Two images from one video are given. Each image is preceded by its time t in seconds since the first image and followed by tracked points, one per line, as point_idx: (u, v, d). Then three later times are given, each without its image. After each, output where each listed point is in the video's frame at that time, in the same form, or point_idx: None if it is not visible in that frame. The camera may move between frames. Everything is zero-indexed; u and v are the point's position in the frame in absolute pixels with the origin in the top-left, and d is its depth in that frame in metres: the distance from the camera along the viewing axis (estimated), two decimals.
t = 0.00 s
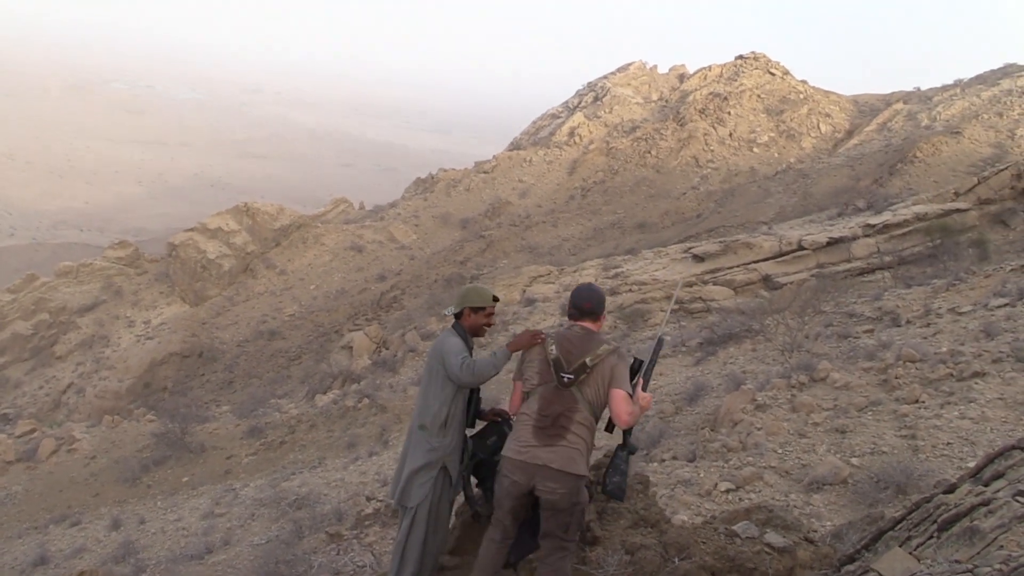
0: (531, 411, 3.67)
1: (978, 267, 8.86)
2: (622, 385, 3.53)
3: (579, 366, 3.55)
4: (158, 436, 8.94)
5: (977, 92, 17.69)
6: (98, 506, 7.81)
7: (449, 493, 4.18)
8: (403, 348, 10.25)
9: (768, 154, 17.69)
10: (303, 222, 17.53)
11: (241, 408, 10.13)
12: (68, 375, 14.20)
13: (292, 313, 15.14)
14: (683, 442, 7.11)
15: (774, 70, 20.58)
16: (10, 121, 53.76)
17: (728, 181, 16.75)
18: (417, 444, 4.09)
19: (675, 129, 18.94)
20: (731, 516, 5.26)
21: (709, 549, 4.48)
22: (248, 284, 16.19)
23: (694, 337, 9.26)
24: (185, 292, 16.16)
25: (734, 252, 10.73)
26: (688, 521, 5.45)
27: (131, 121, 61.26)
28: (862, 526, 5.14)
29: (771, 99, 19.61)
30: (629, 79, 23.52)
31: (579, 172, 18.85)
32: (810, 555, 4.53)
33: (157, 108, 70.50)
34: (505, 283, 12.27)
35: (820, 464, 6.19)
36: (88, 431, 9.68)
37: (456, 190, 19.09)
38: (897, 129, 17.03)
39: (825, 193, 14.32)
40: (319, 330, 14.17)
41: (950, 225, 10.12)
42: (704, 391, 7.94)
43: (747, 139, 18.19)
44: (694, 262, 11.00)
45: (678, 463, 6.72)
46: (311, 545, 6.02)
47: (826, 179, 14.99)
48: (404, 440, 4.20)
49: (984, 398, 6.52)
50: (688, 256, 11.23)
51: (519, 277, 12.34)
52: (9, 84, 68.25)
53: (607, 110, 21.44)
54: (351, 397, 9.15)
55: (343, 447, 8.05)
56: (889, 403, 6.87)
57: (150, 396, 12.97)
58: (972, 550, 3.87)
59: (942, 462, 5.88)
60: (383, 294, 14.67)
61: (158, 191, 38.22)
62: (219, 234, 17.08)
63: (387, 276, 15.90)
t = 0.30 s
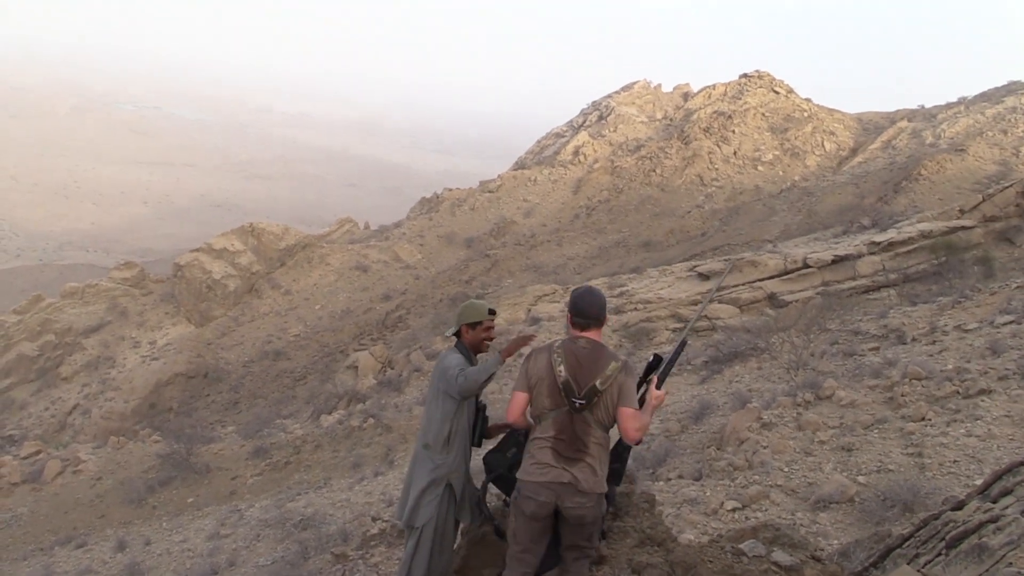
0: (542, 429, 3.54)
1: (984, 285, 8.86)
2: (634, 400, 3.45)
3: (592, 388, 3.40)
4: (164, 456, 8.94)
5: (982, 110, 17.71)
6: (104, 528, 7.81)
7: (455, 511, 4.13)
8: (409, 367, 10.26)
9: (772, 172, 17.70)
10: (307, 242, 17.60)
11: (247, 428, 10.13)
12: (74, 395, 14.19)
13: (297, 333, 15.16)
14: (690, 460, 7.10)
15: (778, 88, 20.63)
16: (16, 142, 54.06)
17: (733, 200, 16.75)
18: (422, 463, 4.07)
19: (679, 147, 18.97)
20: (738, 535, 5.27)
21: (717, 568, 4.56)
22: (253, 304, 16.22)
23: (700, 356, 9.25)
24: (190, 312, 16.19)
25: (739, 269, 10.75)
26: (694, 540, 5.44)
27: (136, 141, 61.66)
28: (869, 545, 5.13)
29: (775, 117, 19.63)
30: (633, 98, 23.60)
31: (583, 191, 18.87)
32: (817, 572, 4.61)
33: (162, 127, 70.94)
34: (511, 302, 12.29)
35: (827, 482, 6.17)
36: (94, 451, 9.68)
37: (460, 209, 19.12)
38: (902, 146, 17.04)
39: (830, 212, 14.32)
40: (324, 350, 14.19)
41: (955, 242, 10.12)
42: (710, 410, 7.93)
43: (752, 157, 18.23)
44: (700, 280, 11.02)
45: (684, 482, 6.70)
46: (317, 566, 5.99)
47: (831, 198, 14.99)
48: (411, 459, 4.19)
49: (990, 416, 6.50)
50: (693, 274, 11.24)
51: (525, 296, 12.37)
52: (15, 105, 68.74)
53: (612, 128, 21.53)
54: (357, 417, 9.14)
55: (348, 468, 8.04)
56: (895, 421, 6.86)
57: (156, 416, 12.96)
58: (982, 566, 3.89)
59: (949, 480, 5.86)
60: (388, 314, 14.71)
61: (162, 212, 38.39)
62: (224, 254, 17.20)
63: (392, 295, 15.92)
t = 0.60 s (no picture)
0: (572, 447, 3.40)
1: (985, 292, 8.87)
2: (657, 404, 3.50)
3: (627, 401, 3.37)
4: (167, 469, 8.94)
5: (982, 117, 17.75)
6: (106, 541, 7.80)
7: (455, 526, 4.07)
8: (411, 378, 10.26)
9: (773, 180, 17.70)
10: (308, 253, 17.62)
11: (250, 441, 10.13)
12: (75, 408, 14.17)
13: (299, 344, 15.17)
14: (692, 470, 7.10)
15: (778, 97, 20.67)
16: (17, 154, 54.14)
17: (734, 209, 16.76)
18: (420, 475, 4.03)
19: (680, 157, 19.00)
20: (741, 543, 5.30)
21: None
22: (255, 315, 16.23)
23: (702, 365, 9.26)
24: (191, 323, 16.18)
25: (741, 279, 10.76)
26: (697, 549, 5.45)
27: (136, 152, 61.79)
28: (872, 553, 5.12)
29: (776, 126, 19.65)
30: (633, 107, 23.63)
31: (584, 202, 18.88)
32: None
33: (162, 138, 71.11)
34: (513, 313, 12.30)
35: (829, 491, 6.18)
36: (97, 465, 9.68)
37: (461, 220, 19.12)
38: (902, 155, 17.04)
39: (831, 220, 14.32)
40: (326, 361, 14.19)
41: (956, 250, 10.13)
42: (712, 419, 7.93)
43: (752, 166, 18.25)
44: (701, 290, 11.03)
45: (687, 491, 6.71)
46: None
47: (832, 206, 15.00)
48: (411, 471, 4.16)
49: (992, 423, 6.51)
50: (695, 284, 11.26)
51: (526, 307, 12.38)
52: (15, 117, 68.90)
53: (612, 138, 21.56)
54: (359, 428, 9.14)
55: (351, 479, 8.04)
56: (897, 429, 6.86)
57: (158, 429, 12.96)
58: (987, 573, 3.93)
59: (951, 487, 5.87)
60: (390, 325, 14.72)
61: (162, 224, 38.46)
62: (225, 266, 17.28)
63: (393, 306, 15.91)
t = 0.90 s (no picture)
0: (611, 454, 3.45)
1: (980, 293, 8.89)
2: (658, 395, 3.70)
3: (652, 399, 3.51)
4: (163, 476, 8.92)
5: (976, 118, 17.79)
6: (103, 547, 7.78)
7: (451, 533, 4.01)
8: (408, 382, 10.25)
9: (769, 183, 17.72)
10: (304, 258, 17.61)
11: (247, 446, 10.11)
12: (72, 414, 14.13)
13: (295, 349, 15.15)
14: (690, 472, 7.10)
15: (773, 99, 20.69)
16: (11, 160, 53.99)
17: (729, 211, 16.77)
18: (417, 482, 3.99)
19: (675, 159, 19.02)
20: (739, 544, 5.34)
21: None
22: (251, 320, 16.21)
23: (699, 366, 9.26)
24: (187, 329, 16.16)
25: (737, 280, 10.77)
26: (695, 551, 5.46)
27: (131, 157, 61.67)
28: (870, 553, 5.13)
29: (771, 127, 19.66)
30: (628, 110, 23.65)
31: (580, 205, 18.88)
32: None
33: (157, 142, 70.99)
34: (509, 316, 12.29)
35: (826, 491, 6.20)
36: (93, 471, 9.65)
37: (458, 224, 19.12)
38: (897, 156, 17.07)
39: (826, 222, 14.34)
40: (322, 365, 14.18)
41: (951, 250, 10.15)
42: (709, 421, 7.94)
43: (748, 168, 18.27)
44: (697, 292, 11.04)
45: (684, 493, 6.71)
46: None
47: (827, 208, 15.01)
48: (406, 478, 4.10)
49: (988, 423, 6.52)
50: (691, 286, 11.26)
51: (523, 310, 12.38)
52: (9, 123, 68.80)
53: (608, 141, 21.58)
54: (356, 432, 9.13)
55: (348, 483, 8.03)
56: (894, 430, 6.87)
57: (154, 434, 12.92)
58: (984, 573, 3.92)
59: (949, 487, 5.88)
60: (387, 329, 14.71)
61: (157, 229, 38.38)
62: (221, 271, 17.24)
63: (390, 310, 15.90)
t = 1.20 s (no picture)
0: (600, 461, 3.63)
1: (972, 291, 8.93)
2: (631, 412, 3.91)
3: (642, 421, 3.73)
4: (157, 479, 8.90)
5: (966, 117, 17.85)
6: (97, 552, 7.76)
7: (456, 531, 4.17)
8: (401, 384, 10.24)
9: (761, 183, 17.76)
10: (297, 261, 17.59)
11: (240, 449, 10.09)
12: (64, 419, 14.07)
13: (289, 352, 15.14)
14: (684, 472, 7.11)
15: (764, 99, 20.75)
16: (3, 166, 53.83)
17: (721, 211, 16.80)
18: (417, 487, 4.08)
19: (667, 160, 19.06)
20: (734, 544, 5.35)
21: None
22: (244, 324, 16.19)
23: (692, 366, 9.26)
24: (180, 334, 16.13)
25: (730, 280, 10.78)
26: (690, 551, 5.46)
27: (124, 162, 61.53)
28: (864, 552, 5.13)
29: (762, 127, 19.70)
30: (620, 112, 23.69)
31: (572, 206, 18.90)
32: None
33: (150, 147, 70.87)
34: (502, 318, 12.30)
35: (821, 490, 6.20)
36: (86, 475, 9.62)
37: (451, 226, 19.12)
38: (888, 155, 17.12)
39: (818, 221, 14.37)
40: (315, 368, 14.17)
41: (943, 249, 10.19)
42: (703, 421, 7.94)
43: (739, 168, 18.31)
44: (690, 292, 11.06)
45: (679, 493, 6.72)
46: None
47: (819, 207, 15.04)
48: (407, 483, 4.20)
49: (981, 421, 6.53)
50: (684, 286, 11.28)
51: (516, 312, 12.39)
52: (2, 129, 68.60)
53: (600, 142, 21.61)
54: (350, 435, 9.12)
55: (342, 486, 8.03)
56: (887, 429, 6.88)
57: (147, 439, 12.90)
58: (975, 572, 3.98)
59: (942, 485, 5.89)
60: (380, 331, 14.71)
61: (149, 233, 38.27)
62: (213, 274, 17.18)
63: (383, 312, 15.89)
